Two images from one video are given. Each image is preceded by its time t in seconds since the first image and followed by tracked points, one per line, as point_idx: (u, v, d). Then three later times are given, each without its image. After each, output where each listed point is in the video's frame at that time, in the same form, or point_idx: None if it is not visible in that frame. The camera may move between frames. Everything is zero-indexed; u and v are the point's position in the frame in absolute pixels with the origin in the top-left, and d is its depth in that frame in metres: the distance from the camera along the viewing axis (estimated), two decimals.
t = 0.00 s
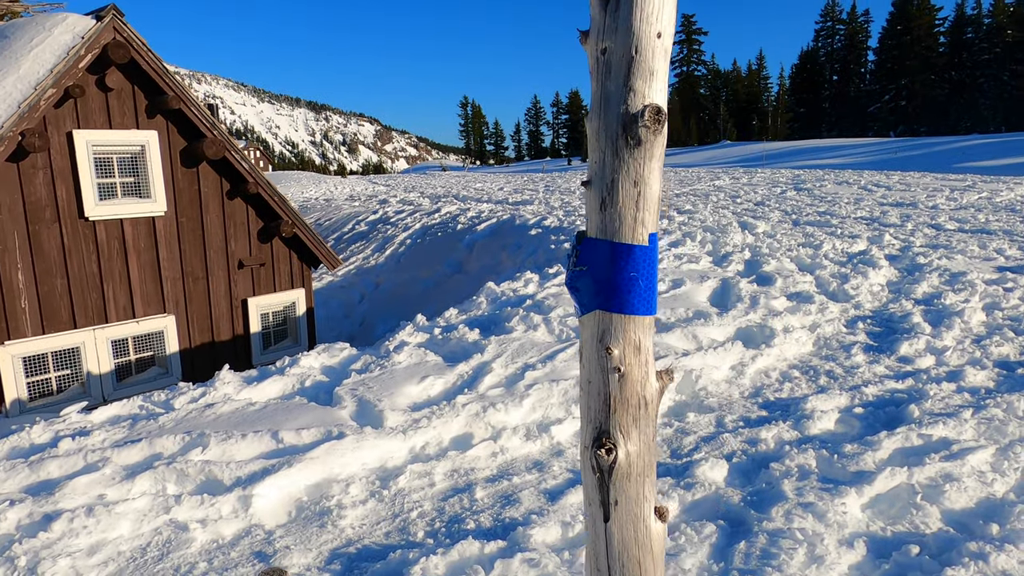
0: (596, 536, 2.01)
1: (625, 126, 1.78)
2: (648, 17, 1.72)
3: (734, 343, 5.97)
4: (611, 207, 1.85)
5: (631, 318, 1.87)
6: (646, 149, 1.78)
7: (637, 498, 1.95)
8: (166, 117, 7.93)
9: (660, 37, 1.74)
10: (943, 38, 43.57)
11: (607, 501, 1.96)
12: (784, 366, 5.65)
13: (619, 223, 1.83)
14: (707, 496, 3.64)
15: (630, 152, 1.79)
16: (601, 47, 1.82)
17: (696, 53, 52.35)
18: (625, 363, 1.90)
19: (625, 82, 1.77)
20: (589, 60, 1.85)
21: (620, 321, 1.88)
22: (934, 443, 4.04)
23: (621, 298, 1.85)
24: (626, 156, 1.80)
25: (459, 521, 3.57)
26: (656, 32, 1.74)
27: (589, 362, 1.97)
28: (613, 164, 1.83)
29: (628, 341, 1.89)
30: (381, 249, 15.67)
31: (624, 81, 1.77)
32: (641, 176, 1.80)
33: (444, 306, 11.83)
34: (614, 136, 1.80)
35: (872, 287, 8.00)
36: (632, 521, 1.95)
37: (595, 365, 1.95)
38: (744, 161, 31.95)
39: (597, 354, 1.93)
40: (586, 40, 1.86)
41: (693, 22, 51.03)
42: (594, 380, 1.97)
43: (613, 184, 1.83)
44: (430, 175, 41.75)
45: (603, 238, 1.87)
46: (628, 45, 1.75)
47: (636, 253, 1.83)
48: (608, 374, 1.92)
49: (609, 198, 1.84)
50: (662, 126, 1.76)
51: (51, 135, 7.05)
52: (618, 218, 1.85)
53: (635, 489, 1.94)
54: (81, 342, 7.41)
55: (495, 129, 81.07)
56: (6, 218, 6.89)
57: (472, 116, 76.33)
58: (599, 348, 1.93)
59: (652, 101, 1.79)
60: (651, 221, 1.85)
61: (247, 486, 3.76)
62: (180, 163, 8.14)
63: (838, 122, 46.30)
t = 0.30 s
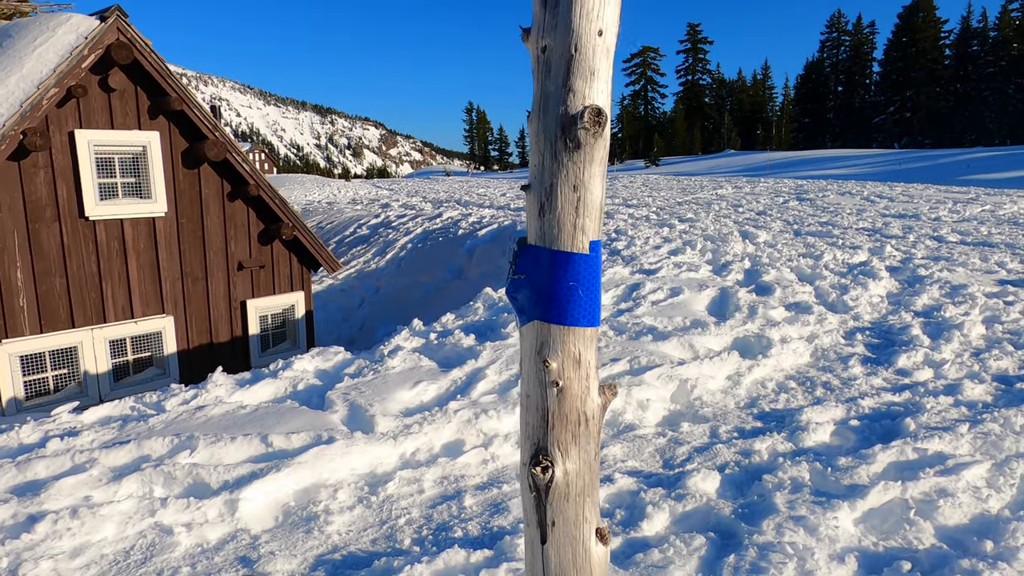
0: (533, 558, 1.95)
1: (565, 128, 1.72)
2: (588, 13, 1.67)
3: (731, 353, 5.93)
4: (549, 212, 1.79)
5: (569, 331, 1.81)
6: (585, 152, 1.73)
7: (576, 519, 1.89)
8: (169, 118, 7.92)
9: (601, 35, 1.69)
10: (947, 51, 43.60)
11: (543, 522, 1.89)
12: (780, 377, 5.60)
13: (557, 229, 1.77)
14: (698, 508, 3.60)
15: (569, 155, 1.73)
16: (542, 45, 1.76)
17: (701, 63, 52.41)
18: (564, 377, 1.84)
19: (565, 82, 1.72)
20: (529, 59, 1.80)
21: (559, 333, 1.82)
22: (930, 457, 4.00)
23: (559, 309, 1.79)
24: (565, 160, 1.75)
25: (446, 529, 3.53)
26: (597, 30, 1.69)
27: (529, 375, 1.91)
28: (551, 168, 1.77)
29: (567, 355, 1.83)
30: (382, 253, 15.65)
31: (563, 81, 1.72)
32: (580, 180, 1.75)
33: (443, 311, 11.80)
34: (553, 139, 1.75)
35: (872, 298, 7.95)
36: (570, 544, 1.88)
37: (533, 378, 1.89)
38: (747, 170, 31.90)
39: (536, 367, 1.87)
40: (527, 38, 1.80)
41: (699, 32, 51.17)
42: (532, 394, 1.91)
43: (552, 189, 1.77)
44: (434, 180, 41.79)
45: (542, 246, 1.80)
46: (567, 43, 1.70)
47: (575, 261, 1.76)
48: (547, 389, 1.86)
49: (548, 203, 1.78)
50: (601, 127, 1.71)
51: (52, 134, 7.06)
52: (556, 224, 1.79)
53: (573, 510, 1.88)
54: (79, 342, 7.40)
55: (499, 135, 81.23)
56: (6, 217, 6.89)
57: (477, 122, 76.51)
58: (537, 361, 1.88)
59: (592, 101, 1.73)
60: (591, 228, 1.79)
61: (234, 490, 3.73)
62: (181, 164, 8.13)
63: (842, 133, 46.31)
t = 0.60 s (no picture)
0: (491, 546, 1.92)
1: (526, 83, 1.69)
2: None
3: (729, 359, 5.88)
4: (510, 173, 1.74)
5: (529, 302, 1.77)
6: (547, 110, 1.69)
7: (535, 506, 1.86)
8: (170, 118, 7.91)
9: None
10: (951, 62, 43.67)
11: (501, 509, 1.86)
12: (779, 384, 5.54)
13: (518, 192, 1.73)
14: (692, 514, 3.55)
15: (530, 112, 1.70)
16: None
17: (705, 70, 52.49)
18: (524, 353, 1.81)
19: (526, 34, 1.68)
20: (491, 10, 1.76)
21: (519, 306, 1.79)
22: (929, 466, 3.94)
23: (519, 279, 1.76)
24: (527, 118, 1.70)
25: (437, 532, 3.48)
26: None
27: (489, 352, 1.88)
28: (512, 127, 1.73)
29: (527, 331, 1.80)
30: (382, 255, 15.62)
31: (525, 33, 1.68)
32: (542, 140, 1.71)
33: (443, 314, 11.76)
34: (514, 95, 1.71)
35: (873, 306, 7.90)
36: (528, 531, 1.85)
37: (493, 355, 1.86)
38: (750, 179, 31.89)
39: (496, 345, 1.84)
40: None
41: (703, 40, 51.32)
42: (491, 372, 1.88)
43: (512, 149, 1.73)
44: (435, 184, 41.83)
45: (502, 211, 1.76)
46: None
47: (537, 228, 1.73)
48: (506, 367, 1.83)
49: (508, 164, 1.74)
50: (565, 83, 1.67)
51: (53, 132, 7.04)
52: (517, 187, 1.74)
53: (532, 496, 1.85)
54: (76, 340, 7.37)
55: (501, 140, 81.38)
56: (5, 214, 6.87)
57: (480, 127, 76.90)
58: (496, 337, 1.84)
59: (556, 56, 1.70)
60: (554, 192, 1.76)
61: (223, 489, 3.68)
62: (182, 164, 8.11)
63: (845, 143, 46.32)
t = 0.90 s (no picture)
0: None
1: (501, 106, 1.65)
2: None
3: (726, 375, 5.84)
4: (483, 201, 1.71)
5: (502, 341, 1.74)
6: (524, 133, 1.65)
7: (505, 558, 1.81)
8: (169, 126, 7.90)
9: None
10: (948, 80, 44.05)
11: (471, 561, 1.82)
12: (776, 401, 5.50)
13: (492, 221, 1.70)
14: (687, 534, 3.49)
15: (506, 136, 1.66)
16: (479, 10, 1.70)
17: (704, 85, 52.83)
18: (496, 398, 1.77)
19: (503, 53, 1.65)
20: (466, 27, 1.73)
21: (491, 345, 1.75)
22: (927, 487, 3.90)
23: (492, 317, 1.72)
24: (502, 143, 1.68)
25: (427, 550, 3.42)
26: None
27: (460, 395, 1.84)
28: (487, 152, 1.70)
29: (499, 374, 1.76)
30: (379, 265, 15.59)
31: (501, 52, 1.65)
32: (518, 165, 1.68)
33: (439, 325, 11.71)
34: (489, 119, 1.68)
35: (870, 323, 7.87)
36: None
37: (464, 397, 1.82)
38: (748, 193, 32.01)
39: (467, 388, 1.81)
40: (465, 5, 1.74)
41: (703, 55, 51.79)
42: (462, 415, 1.84)
43: (487, 175, 1.70)
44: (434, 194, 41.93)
45: (475, 242, 1.73)
46: (505, 8, 1.64)
47: (511, 260, 1.70)
48: (478, 411, 1.79)
49: (482, 191, 1.71)
50: (543, 104, 1.64)
51: (51, 138, 7.02)
52: (491, 214, 1.71)
53: (503, 548, 1.80)
54: (70, 347, 7.31)
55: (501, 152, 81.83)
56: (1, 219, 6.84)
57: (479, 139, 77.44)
58: (468, 377, 1.81)
59: (534, 74, 1.66)
60: (530, 221, 1.72)
61: (211, 503, 3.62)
62: (180, 172, 8.09)
63: (843, 159, 46.56)
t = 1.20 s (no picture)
0: None
1: (500, 156, 1.70)
2: (533, 14, 1.65)
3: (723, 396, 5.80)
4: (481, 253, 1.76)
5: (498, 402, 1.80)
6: (524, 182, 1.70)
7: None
8: (168, 137, 7.89)
9: (548, 40, 1.67)
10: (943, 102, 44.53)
11: None
12: (774, 423, 5.45)
13: (490, 271, 1.75)
14: (684, 560, 3.44)
15: (506, 186, 1.71)
16: (479, 50, 1.74)
17: (702, 103, 53.25)
18: (491, 465, 1.83)
19: (502, 97, 1.70)
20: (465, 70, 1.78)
21: (487, 411, 1.81)
22: (927, 514, 3.86)
23: (488, 379, 1.78)
24: (501, 194, 1.73)
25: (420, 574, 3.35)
26: (544, 34, 1.67)
27: (454, 458, 1.90)
28: (485, 201, 1.75)
29: (495, 440, 1.82)
30: (377, 278, 15.56)
31: (501, 97, 1.70)
32: (517, 217, 1.73)
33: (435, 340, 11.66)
34: (488, 168, 1.73)
35: (868, 344, 7.85)
36: None
37: (457, 463, 1.88)
38: (745, 210, 32.14)
39: (461, 453, 1.86)
40: (465, 44, 1.78)
41: (701, 73, 52.31)
42: (455, 481, 1.90)
43: (485, 226, 1.75)
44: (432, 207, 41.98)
45: (472, 297, 1.79)
46: (506, 51, 1.68)
47: (509, 318, 1.75)
48: (472, 476, 1.85)
49: (481, 241, 1.76)
50: (544, 151, 1.68)
51: (49, 148, 7.01)
52: (490, 265, 1.76)
53: None
54: (62, 358, 7.24)
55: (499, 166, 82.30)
56: None
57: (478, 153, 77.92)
58: (462, 444, 1.87)
59: (535, 120, 1.71)
60: (530, 275, 1.77)
61: (200, 523, 3.55)
62: (177, 183, 8.07)
63: (840, 178, 46.85)
